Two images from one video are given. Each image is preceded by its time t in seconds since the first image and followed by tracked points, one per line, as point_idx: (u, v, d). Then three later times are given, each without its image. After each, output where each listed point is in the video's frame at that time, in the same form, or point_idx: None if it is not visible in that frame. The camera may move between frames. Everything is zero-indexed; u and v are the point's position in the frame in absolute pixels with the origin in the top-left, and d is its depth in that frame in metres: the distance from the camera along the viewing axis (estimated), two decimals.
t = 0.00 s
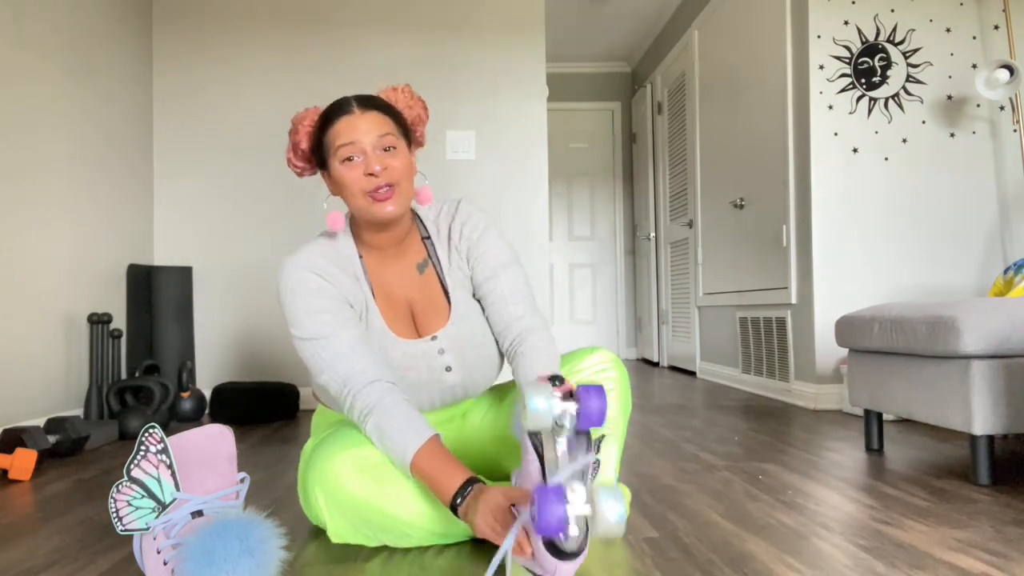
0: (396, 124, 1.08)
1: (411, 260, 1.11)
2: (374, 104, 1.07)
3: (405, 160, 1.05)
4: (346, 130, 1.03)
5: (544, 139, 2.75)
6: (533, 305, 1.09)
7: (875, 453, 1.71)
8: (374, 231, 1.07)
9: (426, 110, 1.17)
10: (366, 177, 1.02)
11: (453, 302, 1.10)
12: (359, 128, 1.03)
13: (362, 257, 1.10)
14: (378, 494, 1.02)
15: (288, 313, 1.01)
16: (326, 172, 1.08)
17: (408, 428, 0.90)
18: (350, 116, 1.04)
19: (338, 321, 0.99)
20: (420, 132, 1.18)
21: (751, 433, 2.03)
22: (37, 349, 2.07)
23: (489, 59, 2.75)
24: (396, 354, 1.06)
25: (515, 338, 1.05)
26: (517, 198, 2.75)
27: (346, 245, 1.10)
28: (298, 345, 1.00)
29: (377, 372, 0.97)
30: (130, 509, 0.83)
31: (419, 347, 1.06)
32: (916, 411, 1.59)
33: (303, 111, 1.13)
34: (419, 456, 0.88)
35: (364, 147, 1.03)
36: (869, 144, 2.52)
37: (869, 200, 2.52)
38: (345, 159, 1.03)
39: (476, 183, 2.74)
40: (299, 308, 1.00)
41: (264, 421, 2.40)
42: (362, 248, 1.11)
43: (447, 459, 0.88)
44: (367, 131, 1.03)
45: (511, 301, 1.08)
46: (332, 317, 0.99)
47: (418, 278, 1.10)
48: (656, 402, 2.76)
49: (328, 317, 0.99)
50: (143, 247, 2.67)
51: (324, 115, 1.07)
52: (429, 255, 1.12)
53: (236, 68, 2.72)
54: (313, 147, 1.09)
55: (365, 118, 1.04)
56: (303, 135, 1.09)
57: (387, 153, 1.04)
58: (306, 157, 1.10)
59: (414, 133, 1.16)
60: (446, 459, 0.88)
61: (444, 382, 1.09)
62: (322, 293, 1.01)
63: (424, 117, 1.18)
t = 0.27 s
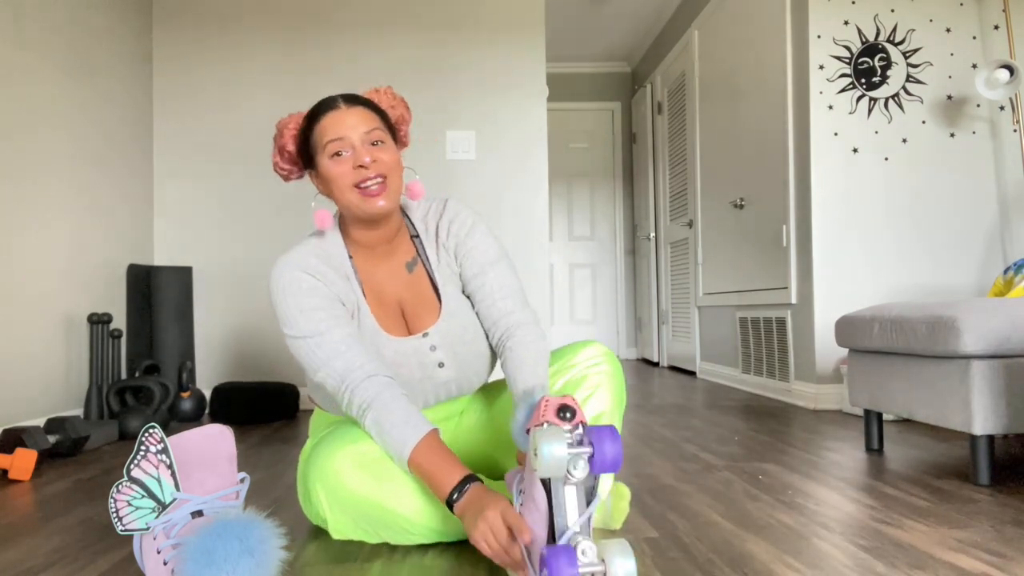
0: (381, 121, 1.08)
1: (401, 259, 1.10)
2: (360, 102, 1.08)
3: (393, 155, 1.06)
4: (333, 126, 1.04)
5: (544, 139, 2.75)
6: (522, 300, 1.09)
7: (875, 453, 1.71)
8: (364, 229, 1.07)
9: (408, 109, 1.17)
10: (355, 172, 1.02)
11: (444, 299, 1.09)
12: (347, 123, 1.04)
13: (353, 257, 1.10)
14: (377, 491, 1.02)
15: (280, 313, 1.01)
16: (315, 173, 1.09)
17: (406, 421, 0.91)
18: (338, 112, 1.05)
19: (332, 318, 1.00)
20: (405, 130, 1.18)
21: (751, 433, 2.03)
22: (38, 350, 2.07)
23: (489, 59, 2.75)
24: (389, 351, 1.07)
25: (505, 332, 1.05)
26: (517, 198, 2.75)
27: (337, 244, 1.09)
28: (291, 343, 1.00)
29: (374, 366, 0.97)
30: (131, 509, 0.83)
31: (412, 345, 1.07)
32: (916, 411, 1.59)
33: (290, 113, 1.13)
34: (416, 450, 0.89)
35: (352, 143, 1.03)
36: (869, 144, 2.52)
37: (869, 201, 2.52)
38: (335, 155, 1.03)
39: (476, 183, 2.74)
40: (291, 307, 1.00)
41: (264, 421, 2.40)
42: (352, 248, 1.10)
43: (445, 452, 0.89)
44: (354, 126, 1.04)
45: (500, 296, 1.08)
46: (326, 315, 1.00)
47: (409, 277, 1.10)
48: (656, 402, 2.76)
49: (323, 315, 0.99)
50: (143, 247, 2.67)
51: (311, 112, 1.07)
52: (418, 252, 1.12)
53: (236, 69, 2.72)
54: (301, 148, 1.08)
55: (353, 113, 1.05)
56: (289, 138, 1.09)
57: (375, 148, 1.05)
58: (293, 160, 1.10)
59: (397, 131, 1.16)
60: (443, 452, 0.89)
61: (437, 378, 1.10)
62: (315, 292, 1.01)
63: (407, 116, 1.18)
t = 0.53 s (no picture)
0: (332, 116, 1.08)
1: (382, 255, 1.09)
2: (309, 104, 1.08)
3: (354, 143, 1.06)
4: (289, 130, 1.04)
5: (544, 139, 2.75)
6: (490, 280, 1.09)
7: (875, 453, 1.71)
8: (342, 226, 1.06)
9: (356, 107, 1.15)
10: (321, 165, 1.02)
11: (424, 291, 1.09)
12: (301, 124, 1.04)
13: (336, 259, 1.09)
14: (377, 492, 1.02)
15: (269, 318, 1.01)
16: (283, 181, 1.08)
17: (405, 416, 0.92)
18: (290, 117, 1.05)
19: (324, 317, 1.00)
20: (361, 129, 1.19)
21: (752, 433, 2.03)
22: (38, 350, 2.07)
23: (489, 59, 2.75)
24: (376, 348, 1.06)
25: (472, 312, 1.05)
26: (517, 198, 2.75)
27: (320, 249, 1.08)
28: (284, 345, 1.00)
29: (368, 362, 0.98)
30: (131, 509, 0.83)
31: (396, 341, 1.06)
32: (916, 411, 1.59)
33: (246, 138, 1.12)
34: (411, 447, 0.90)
35: (310, 140, 1.03)
36: (869, 144, 2.52)
37: (869, 201, 2.52)
38: (297, 156, 1.03)
39: (476, 183, 2.74)
40: (280, 309, 1.00)
41: (264, 421, 2.40)
42: (333, 248, 1.09)
43: (439, 450, 0.90)
44: (307, 126, 1.04)
45: (466, 277, 1.08)
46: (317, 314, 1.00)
47: (394, 272, 1.09)
48: (656, 402, 2.76)
49: (314, 314, 1.00)
50: (143, 247, 2.67)
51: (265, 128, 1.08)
52: (397, 248, 1.11)
53: (236, 68, 2.72)
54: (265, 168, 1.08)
55: (305, 114, 1.05)
56: (253, 161, 1.08)
57: (335, 139, 1.04)
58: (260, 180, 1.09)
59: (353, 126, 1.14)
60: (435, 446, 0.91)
61: (426, 373, 1.08)
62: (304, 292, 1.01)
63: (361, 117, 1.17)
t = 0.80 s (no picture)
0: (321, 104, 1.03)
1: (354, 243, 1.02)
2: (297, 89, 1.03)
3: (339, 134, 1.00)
4: (275, 111, 0.98)
5: (544, 139, 2.75)
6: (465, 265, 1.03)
7: (875, 453, 1.71)
8: (315, 211, 0.99)
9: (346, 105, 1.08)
10: (302, 148, 0.96)
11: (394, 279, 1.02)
12: (284, 105, 0.99)
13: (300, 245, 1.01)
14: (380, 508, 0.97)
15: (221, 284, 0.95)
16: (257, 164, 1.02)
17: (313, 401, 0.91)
18: (275, 99, 1.00)
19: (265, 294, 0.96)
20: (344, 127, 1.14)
21: (752, 433, 2.03)
22: (38, 350, 2.07)
23: (489, 59, 2.75)
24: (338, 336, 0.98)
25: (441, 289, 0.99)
26: (517, 198, 2.75)
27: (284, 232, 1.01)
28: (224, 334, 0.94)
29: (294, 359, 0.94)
30: (131, 509, 0.84)
31: (360, 325, 0.98)
32: (916, 411, 1.59)
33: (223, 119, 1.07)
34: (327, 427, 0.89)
35: (295, 123, 0.97)
36: (869, 144, 2.52)
37: (869, 201, 2.52)
38: (278, 136, 0.97)
39: (476, 183, 2.74)
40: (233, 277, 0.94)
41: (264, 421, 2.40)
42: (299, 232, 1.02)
43: (359, 420, 0.90)
44: (292, 108, 0.98)
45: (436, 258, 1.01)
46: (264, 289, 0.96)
47: (364, 260, 1.01)
48: (656, 402, 2.76)
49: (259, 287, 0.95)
50: (144, 247, 2.67)
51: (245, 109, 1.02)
52: (371, 237, 1.04)
53: (236, 68, 2.72)
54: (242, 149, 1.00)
55: (289, 95, 1.00)
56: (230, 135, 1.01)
57: (320, 126, 0.99)
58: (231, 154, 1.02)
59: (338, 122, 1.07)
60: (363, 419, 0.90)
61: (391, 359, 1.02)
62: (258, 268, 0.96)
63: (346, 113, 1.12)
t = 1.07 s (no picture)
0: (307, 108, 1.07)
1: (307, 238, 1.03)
2: (286, 83, 1.07)
3: (317, 138, 1.04)
4: (257, 101, 1.01)
5: (544, 140, 2.76)
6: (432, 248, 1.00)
7: (875, 453, 1.71)
8: (274, 204, 1.01)
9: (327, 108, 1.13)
10: (281, 144, 0.99)
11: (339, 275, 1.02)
12: (269, 98, 1.02)
13: (248, 239, 1.03)
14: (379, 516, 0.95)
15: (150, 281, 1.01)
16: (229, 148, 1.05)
17: (129, 404, 0.93)
18: (262, 88, 1.03)
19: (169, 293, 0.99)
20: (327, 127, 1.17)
21: (752, 433, 2.03)
22: (37, 350, 2.07)
23: (489, 59, 2.75)
24: (270, 327, 0.99)
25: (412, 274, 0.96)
26: (517, 198, 2.75)
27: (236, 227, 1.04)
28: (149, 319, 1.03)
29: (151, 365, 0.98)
30: (130, 509, 0.83)
31: (294, 319, 0.99)
32: (916, 411, 1.59)
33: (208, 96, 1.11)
34: (108, 428, 0.91)
35: (278, 118, 1.01)
36: (869, 144, 2.52)
37: (869, 201, 2.52)
38: (258, 127, 1.00)
39: (476, 183, 2.74)
40: (160, 274, 0.99)
41: (264, 421, 2.40)
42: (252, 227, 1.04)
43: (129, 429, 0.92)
44: (277, 102, 1.02)
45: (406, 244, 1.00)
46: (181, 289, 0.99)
47: (311, 257, 1.02)
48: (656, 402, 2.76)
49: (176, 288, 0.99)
50: (144, 246, 2.67)
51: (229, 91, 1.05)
52: (324, 232, 1.04)
53: (236, 68, 2.72)
54: (215, 123, 1.03)
55: (275, 89, 1.03)
56: (204, 115, 1.04)
57: (302, 127, 1.03)
58: (206, 137, 1.05)
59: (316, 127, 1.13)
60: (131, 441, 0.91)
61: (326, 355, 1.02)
62: (190, 265, 1.00)
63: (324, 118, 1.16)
